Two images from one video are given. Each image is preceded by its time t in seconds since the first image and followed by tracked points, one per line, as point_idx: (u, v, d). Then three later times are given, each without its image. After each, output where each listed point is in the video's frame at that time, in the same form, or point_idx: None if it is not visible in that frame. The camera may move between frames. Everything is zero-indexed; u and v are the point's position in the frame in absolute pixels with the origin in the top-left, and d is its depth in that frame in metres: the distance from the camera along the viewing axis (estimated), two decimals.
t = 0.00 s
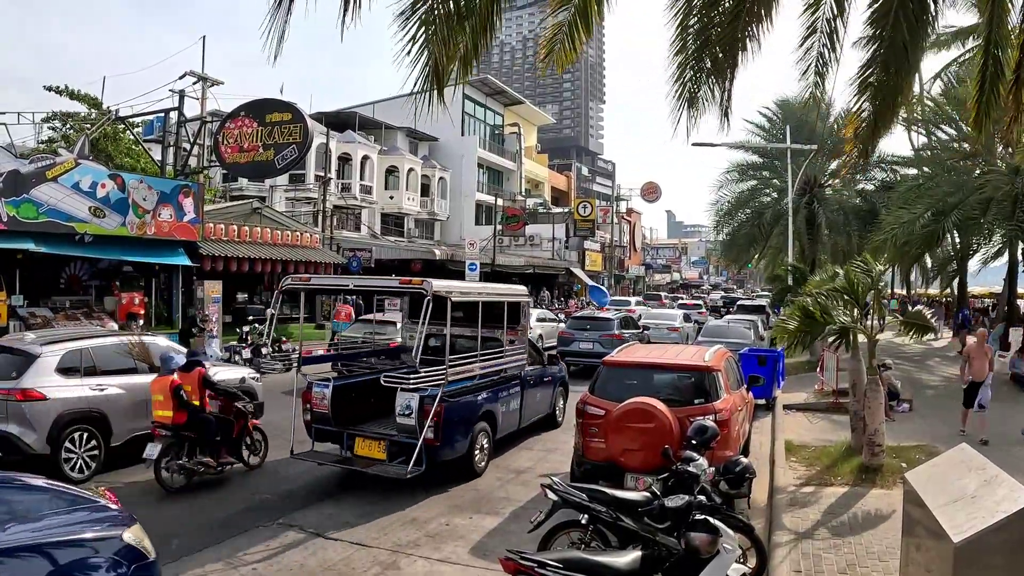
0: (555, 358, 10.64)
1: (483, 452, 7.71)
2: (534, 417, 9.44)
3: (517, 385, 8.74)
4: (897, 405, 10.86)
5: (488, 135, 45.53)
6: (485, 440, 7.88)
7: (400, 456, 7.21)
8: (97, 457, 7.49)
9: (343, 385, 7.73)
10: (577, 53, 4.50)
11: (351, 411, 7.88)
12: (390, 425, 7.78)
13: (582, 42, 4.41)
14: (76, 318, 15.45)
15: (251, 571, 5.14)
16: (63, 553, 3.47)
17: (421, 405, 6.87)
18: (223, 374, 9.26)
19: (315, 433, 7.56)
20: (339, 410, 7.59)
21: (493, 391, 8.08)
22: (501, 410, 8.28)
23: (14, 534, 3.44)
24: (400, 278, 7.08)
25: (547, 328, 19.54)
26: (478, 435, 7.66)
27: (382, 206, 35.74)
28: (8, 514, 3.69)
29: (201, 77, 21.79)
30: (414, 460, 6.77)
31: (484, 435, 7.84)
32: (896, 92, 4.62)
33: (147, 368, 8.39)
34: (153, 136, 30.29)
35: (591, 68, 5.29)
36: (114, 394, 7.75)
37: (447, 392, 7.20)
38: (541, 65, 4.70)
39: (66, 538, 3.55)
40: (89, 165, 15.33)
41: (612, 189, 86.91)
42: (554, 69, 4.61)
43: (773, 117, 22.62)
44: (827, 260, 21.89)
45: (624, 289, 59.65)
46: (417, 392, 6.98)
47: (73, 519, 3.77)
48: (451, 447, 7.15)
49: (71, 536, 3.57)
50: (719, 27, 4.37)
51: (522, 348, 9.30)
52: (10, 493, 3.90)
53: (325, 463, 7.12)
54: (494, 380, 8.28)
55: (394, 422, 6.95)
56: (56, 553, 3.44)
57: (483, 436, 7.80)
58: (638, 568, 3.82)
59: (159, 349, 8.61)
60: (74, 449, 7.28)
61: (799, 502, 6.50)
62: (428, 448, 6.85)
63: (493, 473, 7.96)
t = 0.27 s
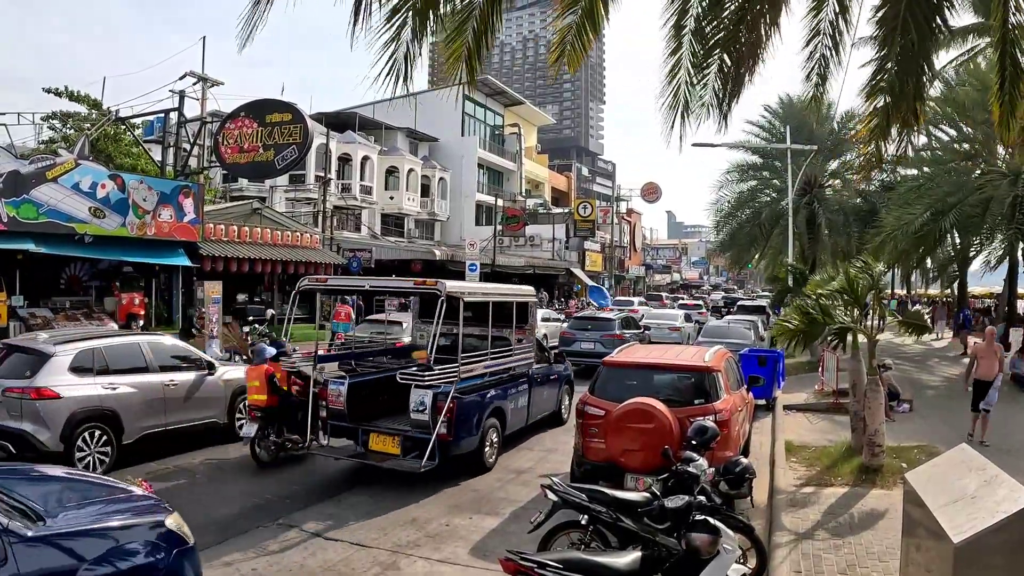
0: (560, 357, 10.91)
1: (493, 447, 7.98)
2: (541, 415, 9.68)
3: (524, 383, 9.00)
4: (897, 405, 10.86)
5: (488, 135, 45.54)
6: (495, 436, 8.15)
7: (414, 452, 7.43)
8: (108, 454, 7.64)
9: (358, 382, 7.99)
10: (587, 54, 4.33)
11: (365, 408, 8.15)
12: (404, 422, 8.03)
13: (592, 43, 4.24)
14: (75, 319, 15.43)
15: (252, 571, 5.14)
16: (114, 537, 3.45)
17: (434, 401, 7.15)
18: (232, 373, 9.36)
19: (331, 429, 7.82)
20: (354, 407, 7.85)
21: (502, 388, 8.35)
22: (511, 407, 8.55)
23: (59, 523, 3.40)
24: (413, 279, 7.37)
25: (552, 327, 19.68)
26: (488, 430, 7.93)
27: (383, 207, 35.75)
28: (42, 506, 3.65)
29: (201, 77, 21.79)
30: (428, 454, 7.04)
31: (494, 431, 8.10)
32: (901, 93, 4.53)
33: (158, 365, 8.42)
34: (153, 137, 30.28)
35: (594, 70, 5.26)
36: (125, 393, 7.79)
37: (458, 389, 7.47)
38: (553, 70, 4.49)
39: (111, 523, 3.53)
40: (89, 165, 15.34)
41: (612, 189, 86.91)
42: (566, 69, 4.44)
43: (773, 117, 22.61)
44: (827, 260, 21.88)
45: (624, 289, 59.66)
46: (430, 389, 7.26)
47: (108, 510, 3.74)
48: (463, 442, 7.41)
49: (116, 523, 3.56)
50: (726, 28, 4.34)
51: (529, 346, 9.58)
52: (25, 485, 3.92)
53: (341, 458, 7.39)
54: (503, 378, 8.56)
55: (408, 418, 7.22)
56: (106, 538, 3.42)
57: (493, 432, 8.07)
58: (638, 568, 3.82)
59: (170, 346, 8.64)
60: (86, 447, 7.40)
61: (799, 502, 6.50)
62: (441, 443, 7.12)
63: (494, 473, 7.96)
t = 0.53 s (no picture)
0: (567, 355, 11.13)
1: (503, 443, 8.22)
2: (549, 412, 9.96)
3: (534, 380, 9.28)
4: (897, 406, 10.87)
5: (488, 136, 45.55)
6: (505, 432, 8.39)
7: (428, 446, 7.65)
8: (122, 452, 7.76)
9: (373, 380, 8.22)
10: (585, 56, 4.31)
11: (380, 404, 8.39)
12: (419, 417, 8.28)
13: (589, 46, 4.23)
14: (76, 320, 15.43)
15: (253, 571, 5.14)
16: (159, 524, 3.52)
17: (447, 398, 7.39)
18: (243, 372, 9.43)
19: (346, 425, 8.06)
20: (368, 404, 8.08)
21: (512, 385, 8.59)
22: (520, 404, 8.79)
23: (107, 509, 3.48)
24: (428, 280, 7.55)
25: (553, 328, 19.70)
26: (498, 426, 8.17)
27: (383, 207, 35.76)
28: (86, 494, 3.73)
29: (201, 77, 21.79)
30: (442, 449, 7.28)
31: (504, 427, 8.35)
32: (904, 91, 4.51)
33: (170, 365, 8.50)
34: (153, 137, 30.29)
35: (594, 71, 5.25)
36: (138, 392, 7.89)
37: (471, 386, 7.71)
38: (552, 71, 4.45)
39: (156, 510, 3.60)
40: (89, 166, 15.33)
41: (612, 190, 86.92)
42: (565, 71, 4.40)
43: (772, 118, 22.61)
44: (827, 261, 21.88)
45: (624, 290, 59.66)
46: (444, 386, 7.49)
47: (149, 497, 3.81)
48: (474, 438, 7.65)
49: (162, 510, 3.63)
50: (724, 30, 4.32)
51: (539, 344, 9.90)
52: (55, 475, 3.98)
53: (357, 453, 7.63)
54: (512, 375, 8.79)
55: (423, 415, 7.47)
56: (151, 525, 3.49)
57: (503, 428, 8.31)
58: (638, 569, 3.82)
59: (181, 344, 8.71)
60: (102, 444, 7.54)
61: (799, 502, 6.51)
62: (454, 438, 7.36)
63: (494, 474, 7.97)
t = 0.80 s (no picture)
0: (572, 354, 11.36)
1: (511, 438, 8.50)
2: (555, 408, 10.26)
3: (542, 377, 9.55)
4: (897, 406, 10.87)
5: (488, 137, 45.59)
6: (513, 428, 8.67)
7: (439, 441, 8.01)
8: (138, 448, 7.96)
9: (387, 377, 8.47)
10: (574, 57, 4.41)
11: (393, 401, 8.67)
12: (432, 413, 8.63)
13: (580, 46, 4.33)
14: (76, 321, 15.45)
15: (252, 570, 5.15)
16: (199, 511, 3.75)
17: (459, 394, 7.68)
18: (253, 371, 9.57)
19: (361, 421, 8.33)
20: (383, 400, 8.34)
21: (520, 383, 8.85)
22: (527, 400, 9.07)
23: (153, 496, 3.71)
24: (442, 280, 7.73)
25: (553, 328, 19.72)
26: (506, 422, 8.46)
27: (383, 208, 35.79)
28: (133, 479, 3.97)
29: (201, 78, 21.81)
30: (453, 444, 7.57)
31: (511, 423, 8.63)
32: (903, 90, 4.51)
33: (183, 364, 8.67)
34: (153, 138, 30.31)
35: (593, 74, 5.30)
36: (152, 391, 8.08)
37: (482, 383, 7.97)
38: (540, 73, 4.59)
39: (197, 498, 3.83)
40: (90, 167, 15.32)
41: (612, 191, 86.96)
42: (553, 73, 4.51)
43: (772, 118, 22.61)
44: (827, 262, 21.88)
45: (623, 290, 59.66)
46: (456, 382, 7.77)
47: (192, 484, 4.04)
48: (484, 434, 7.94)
49: (204, 498, 3.84)
50: (719, 30, 4.33)
51: (547, 341, 10.14)
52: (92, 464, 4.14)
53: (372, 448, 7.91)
54: (521, 373, 9.05)
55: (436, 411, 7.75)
56: (192, 512, 3.71)
57: (511, 424, 8.59)
58: (637, 569, 3.82)
59: (194, 344, 8.88)
60: (118, 441, 7.74)
61: (799, 503, 6.51)
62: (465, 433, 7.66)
63: (495, 475, 7.97)
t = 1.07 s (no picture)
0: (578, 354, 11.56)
1: (520, 435, 8.73)
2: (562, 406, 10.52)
3: (549, 375, 9.81)
4: (897, 407, 10.86)
5: (489, 137, 45.60)
6: (521, 425, 8.91)
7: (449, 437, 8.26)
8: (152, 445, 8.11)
9: (399, 375, 8.71)
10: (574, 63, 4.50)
11: (404, 398, 8.93)
12: (442, 411, 8.85)
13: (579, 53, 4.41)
14: (76, 321, 15.47)
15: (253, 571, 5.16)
16: (239, 499, 3.89)
17: (470, 391, 7.92)
18: (264, 371, 9.70)
19: (373, 418, 8.56)
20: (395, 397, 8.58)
21: (528, 381, 9.09)
22: (535, 398, 9.31)
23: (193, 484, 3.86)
24: (451, 281, 7.92)
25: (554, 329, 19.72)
26: (515, 419, 8.69)
27: (383, 209, 35.79)
28: (170, 469, 4.11)
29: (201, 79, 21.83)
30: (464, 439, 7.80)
31: (520, 420, 8.86)
32: (899, 92, 4.54)
33: (196, 363, 8.82)
34: (153, 139, 30.35)
35: (592, 75, 5.30)
36: (167, 389, 8.23)
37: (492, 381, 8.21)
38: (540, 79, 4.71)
39: (235, 486, 3.97)
40: (90, 167, 15.31)
41: (613, 191, 86.94)
42: (552, 78, 4.64)
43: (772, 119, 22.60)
44: (827, 262, 21.87)
45: (623, 291, 59.63)
46: (467, 380, 8.01)
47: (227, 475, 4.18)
48: (494, 430, 8.16)
49: (241, 487, 3.97)
50: (716, 29, 4.33)
51: (554, 341, 10.30)
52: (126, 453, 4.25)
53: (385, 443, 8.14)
54: (529, 371, 9.29)
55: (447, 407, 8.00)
56: (232, 499, 3.86)
57: (519, 421, 8.83)
58: (636, 570, 3.82)
59: (208, 344, 9.05)
60: (133, 438, 7.87)
61: (799, 503, 6.51)
62: (475, 428, 7.89)
63: (495, 476, 7.96)
